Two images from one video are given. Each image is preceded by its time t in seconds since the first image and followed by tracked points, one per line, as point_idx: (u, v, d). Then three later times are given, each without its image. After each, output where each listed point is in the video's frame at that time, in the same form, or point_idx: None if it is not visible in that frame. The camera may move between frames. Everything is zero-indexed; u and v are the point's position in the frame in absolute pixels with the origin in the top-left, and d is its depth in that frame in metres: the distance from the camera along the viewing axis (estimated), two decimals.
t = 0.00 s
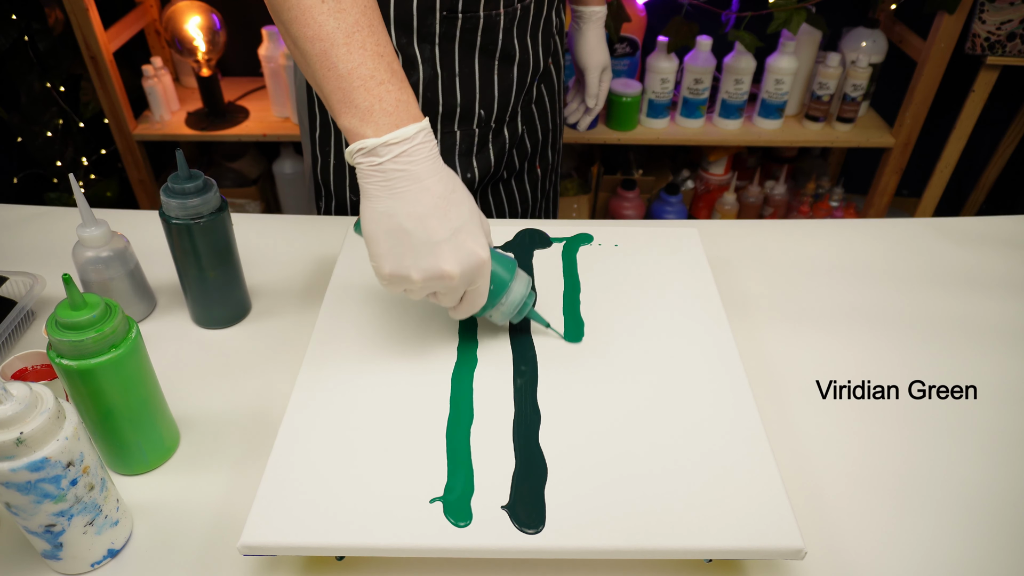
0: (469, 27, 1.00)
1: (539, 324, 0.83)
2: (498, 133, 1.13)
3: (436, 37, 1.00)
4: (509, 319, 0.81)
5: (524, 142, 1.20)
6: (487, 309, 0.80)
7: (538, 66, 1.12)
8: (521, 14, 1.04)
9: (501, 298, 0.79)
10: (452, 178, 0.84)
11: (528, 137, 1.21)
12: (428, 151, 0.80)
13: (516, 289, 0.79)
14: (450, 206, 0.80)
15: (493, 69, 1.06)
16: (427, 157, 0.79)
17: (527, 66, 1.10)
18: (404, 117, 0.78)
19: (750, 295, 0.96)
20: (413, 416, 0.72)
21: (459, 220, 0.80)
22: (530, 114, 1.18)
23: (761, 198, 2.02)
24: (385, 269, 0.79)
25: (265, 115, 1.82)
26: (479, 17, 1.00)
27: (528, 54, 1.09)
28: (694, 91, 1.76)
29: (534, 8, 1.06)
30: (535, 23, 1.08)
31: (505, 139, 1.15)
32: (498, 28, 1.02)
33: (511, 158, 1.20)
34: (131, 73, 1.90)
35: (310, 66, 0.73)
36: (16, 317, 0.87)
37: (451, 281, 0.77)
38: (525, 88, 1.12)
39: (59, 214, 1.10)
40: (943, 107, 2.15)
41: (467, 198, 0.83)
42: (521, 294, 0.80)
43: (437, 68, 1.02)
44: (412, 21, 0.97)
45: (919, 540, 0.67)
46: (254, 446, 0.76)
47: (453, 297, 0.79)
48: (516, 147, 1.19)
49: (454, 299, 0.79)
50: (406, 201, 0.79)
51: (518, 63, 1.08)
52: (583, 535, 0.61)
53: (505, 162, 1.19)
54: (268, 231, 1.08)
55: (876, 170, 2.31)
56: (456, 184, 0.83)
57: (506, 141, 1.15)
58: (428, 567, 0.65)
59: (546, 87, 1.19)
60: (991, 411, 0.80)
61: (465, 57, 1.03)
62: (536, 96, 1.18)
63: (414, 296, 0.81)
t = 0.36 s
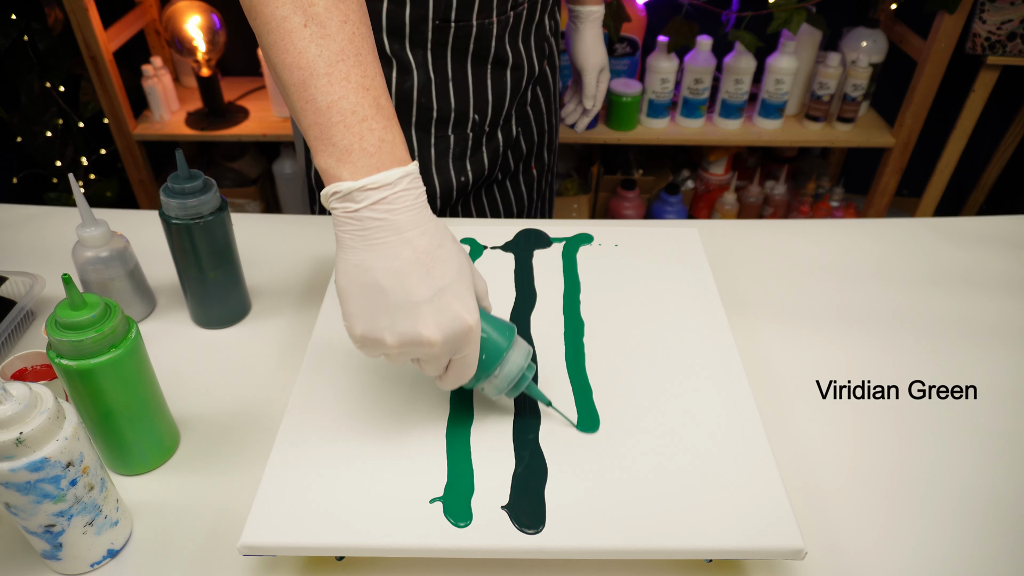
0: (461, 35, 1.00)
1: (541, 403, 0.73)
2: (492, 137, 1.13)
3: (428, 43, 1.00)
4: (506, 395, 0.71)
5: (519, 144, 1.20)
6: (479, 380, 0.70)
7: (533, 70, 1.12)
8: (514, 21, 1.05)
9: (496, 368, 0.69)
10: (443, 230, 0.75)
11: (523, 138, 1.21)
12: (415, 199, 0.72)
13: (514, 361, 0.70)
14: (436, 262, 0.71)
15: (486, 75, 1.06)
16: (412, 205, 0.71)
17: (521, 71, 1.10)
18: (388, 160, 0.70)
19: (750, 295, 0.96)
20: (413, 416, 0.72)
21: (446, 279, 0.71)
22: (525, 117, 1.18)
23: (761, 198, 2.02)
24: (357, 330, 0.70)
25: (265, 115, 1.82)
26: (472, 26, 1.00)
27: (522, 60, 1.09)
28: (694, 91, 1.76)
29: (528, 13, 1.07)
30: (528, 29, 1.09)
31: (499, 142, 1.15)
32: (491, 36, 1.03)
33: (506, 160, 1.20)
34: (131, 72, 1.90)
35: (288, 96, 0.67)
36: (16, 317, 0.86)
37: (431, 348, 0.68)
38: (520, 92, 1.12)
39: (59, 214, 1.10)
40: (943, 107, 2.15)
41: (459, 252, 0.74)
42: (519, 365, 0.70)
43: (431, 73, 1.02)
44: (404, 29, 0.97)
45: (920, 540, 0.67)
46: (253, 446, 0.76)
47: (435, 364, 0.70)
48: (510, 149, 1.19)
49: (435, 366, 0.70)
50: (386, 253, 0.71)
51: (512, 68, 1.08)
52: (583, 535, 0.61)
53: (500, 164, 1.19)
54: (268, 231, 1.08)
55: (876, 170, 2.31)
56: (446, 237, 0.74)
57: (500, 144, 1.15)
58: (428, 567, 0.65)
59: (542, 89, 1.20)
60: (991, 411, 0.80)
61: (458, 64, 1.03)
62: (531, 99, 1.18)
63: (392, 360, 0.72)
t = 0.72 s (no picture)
0: (460, 40, 1.01)
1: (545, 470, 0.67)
2: (490, 138, 1.13)
3: (427, 46, 1.00)
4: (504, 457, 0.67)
5: (518, 145, 1.20)
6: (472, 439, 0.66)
7: (532, 72, 1.12)
8: (512, 23, 1.05)
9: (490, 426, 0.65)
10: (435, 275, 0.72)
11: (523, 138, 1.21)
12: (404, 242, 0.70)
13: (512, 423, 0.65)
14: (422, 310, 0.68)
15: (485, 78, 1.07)
16: (398, 248, 0.69)
17: (520, 73, 1.10)
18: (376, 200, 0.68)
19: (750, 295, 0.96)
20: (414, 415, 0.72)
21: (432, 328, 0.68)
22: (524, 118, 1.18)
23: (761, 198, 2.02)
24: (336, 377, 0.67)
25: (264, 115, 1.81)
26: (470, 30, 1.00)
27: (520, 62, 1.09)
28: (694, 91, 1.76)
29: (526, 15, 1.07)
30: (526, 31, 1.09)
31: (498, 143, 1.15)
32: (489, 40, 1.03)
33: (505, 161, 1.20)
34: (131, 72, 1.90)
35: (278, 127, 0.66)
36: (16, 317, 0.86)
37: (410, 401, 0.65)
38: (519, 94, 1.12)
39: (58, 214, 1.10)
40: (943, 107, 2.15)
41: (451, 300, 0.71)
42: (517, 425, 0.65)
43: (430, 76, 1.02)
44: (403, 35, 0.97)
45: (920, 540, 0.67)
46: (253, 446, 0.76)
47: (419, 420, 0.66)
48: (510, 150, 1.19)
49: (419, 422, 0.66)
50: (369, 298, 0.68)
51: (510, 70, 1.09)
52: (583, 535, 0.61)
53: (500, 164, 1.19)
54: (267, 231, 1.08)
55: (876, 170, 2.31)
56: (438, 284, 0.71)
57: (499, 145, 1.15)
58: (428, 567, 0.65)
59: (541, 90, 1.20)
60: (990, 411, 0.80)
61: (456, 67, 1.03)
62: (530, 101, 1.18)
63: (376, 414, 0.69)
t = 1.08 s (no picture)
0: (465, 38, 1.00)
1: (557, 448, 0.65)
2: (494, 137, 1.13)
3: (432, 45, 0.99)
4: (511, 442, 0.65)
5: (521, 143, 1.20)
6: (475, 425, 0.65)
7: (536, 71, 1.13)
8: (517, 22, 1.05)
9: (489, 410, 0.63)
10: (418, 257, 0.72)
11: (527, 138, 1.21)
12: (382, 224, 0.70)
13: (510, 406, 0.63)
14: (400, 292, 0.68)
15: (490, 76, 1.06)
16: (373, 229, 0.69)
17: (525, 72, 1.10)
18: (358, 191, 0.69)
19: (750, 295, 0.96)
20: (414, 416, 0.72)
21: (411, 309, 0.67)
22: (528, 116, 1.18)
23: (761, 198, 2.02)
24: (322, 363, 0.68)
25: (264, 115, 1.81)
26: (475, 29, 1.00)
27: (525, 60, 1.09)
28: (694, 91, 1.76)
29: (531, 14, 1.07)
30: (531, 30, 1.09)
31: (502, 142, 1.15)
32: (494, 39, 1.03)
33: (509, 159, 1.20)
34: (131, 73, 1.90)
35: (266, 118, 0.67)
36: (16, 317, 0.86)
37: (391, 385, 0.65)
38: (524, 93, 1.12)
39: (58, 214, 1.10)
40: (943, 107, 2.15)
41: (433, 281, 0.70)
42: (516, 409, 0.63)
43: (435, 74, 1.02)
44: (408, 33, 0.97)
45: (920, 540, 0.67)
46: (253, 446, 0.76)
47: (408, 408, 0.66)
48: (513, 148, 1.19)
49: (407, 411, 0.66)
50: (349, 283, 0.69)
51: (515, 69, 1.08)
52: (583, 536, 0.61)
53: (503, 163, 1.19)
54: (267, 231, 1.08)
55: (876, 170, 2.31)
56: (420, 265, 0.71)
57: (503, 144, 1.15)
58: (428, 567, 0.65)
59: (546, 89, 1.19)
60: (991, 411, 0.80)
61: (461, 66, 1.03)
62: (534, 99, 1.18)
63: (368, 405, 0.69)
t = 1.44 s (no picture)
0: (475, 27, 1.00)
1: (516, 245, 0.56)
2: (505, 134, 1.13)
3: (442, 36, 1.00)
4: (482, 275, 0.56)
5: (532, 142, 1.20)
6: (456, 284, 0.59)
7: (546, 68, 1.11)
8: (529, 15, 1.04)
9: (441, 253, 0.58)
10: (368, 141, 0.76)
11: (538, 137, 1.21)
12: (329, 123, 0.76)
13: (445, 234, 0.57)
14: (348, 169, 0.72)
15: (500, 70, 1.06)
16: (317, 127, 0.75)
17: (535, 67, 1.09)
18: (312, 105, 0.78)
19: (750, 295, 0.96)
20: (414, 415, 0.72)
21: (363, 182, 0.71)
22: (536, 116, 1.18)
23: (761, 198, 2.02)
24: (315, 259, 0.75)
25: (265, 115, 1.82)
26: (485, 17, 1.00)
27: (537, 55, 1.08)
28: (694, 91, 1.76)
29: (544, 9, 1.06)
30: (544, 26, 1.08)
31: (512, 140, 1.15)
32: (505, 28, 1.02)
33: (520, 158, 1.19)
34: (131, 73, 1.90)
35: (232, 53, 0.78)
36: (16, 317, 0.86)
37: (347, 254, 0.70)
38: (533, 89, 1.11)
39: (58, 214, 1.10)
40: (943, 106, 2.15)
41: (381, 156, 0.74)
42: (455, 237, 0.56)
43: (444, 66, 1.02)
44: (418, 19, 0.97)
45: (920, 539, 0.67)
46: (253, 445, 0.76)
47: (377, 274, 0.68)
48: (524, 146, 1.19)
49: (372, 277, 0.68)
50: (311, 177, 0.74)
51: (526, 64, 1.08)
52: (583, 536, 0.61)
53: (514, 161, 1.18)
54: (268, 231, 1.08)
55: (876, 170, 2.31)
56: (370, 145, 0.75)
57: (514, 141, 1.15)
58: (428, 568, 0.65)
59: (557, 86, 1.20)
60: (991, 410, 0.80)
61: (471, 57, 1.03)
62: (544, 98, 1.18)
63: (365, 294, 0.72)
